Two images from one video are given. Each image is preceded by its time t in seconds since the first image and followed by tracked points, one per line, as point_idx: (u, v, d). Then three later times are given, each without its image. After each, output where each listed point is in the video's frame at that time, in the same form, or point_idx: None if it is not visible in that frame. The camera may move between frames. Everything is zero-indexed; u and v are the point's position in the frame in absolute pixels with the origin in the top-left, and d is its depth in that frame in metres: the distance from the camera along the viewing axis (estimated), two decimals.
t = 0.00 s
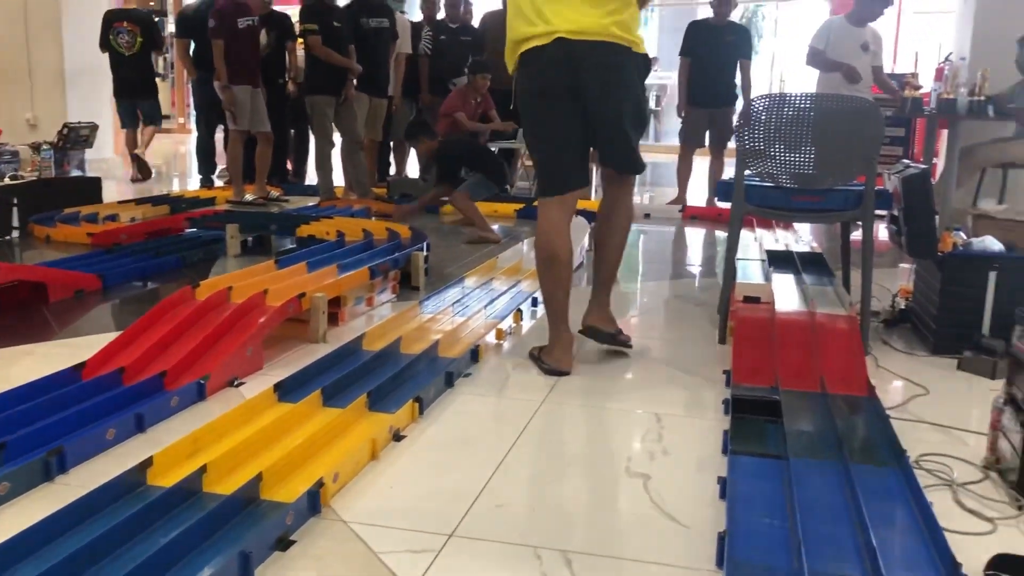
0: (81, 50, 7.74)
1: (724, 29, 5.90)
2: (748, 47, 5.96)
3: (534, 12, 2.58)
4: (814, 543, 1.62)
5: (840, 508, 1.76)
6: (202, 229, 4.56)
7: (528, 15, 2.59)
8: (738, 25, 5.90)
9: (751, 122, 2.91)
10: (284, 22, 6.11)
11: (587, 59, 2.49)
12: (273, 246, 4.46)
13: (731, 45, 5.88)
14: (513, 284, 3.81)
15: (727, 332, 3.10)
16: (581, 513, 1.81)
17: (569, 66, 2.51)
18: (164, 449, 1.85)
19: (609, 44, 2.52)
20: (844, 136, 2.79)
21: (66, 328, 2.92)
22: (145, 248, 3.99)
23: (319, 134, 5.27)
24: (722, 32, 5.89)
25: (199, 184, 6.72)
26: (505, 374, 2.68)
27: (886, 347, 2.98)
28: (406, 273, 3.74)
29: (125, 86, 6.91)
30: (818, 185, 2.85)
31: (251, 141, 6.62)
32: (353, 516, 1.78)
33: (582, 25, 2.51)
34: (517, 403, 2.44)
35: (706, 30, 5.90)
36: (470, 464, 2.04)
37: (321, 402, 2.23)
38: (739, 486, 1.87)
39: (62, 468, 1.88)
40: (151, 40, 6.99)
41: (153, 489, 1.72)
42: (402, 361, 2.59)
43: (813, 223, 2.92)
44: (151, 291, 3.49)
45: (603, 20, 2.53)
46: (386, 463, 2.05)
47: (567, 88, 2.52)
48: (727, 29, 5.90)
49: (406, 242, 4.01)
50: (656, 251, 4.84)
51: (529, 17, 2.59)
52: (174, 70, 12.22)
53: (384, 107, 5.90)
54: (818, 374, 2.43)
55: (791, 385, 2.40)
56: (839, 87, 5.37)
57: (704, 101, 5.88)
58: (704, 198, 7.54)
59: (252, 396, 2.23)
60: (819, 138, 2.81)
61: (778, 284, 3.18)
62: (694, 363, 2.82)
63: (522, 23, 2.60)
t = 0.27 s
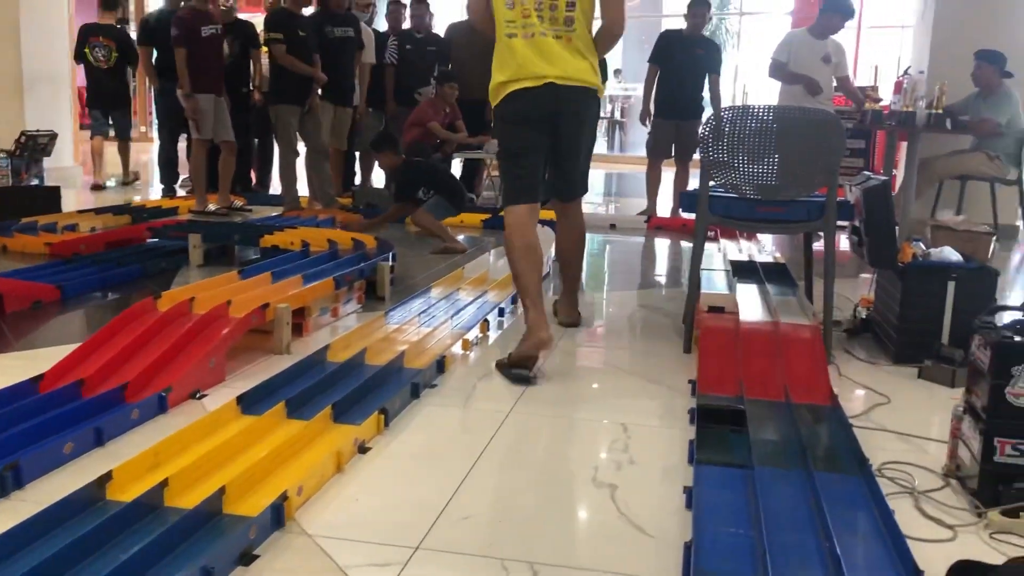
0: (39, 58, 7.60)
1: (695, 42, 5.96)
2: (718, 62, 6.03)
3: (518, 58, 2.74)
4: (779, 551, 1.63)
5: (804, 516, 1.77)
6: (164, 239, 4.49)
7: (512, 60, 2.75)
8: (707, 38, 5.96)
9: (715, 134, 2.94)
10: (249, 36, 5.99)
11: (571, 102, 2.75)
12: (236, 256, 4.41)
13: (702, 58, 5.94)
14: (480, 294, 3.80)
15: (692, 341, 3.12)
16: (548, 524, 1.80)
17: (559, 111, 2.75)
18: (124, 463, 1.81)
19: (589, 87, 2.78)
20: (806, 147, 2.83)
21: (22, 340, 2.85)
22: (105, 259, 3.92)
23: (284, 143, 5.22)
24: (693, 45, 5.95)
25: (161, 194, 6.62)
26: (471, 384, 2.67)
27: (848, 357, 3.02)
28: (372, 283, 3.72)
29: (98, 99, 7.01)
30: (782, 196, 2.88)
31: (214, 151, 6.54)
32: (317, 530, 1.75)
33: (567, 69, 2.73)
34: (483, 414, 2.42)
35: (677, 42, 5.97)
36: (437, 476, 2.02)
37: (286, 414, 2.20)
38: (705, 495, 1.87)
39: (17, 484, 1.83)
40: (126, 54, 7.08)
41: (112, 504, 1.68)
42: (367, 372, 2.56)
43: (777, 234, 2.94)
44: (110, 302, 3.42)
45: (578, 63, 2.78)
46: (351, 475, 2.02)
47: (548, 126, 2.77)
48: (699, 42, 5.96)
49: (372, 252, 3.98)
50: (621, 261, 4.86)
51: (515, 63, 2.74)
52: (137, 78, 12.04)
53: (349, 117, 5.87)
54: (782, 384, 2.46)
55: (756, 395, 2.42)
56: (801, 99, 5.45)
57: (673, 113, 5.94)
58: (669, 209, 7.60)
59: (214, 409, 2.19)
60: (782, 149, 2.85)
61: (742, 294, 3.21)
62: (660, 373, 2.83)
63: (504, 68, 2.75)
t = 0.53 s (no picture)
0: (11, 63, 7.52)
1: (676, 52, 6.01)
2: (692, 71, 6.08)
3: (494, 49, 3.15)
4: (756, 557, 1.63)
5: (781, 523, 1.78)
6: (138, 246, 4.44)
7: (488, 50, 3.17)
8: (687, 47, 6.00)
9: (691, 142, 2.95)
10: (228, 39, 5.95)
11: (539, 93, 3.12)
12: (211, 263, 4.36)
13: (681, 68, 6.00)
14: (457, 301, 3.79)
15: (670, 348, 3.13)
16: (526, 532, 1.79)
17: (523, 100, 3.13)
18: (96, 472, 1.78)
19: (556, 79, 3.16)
20: (781, 156, 2.85)
21: None
22: (78, 265, 3.87)
23: (260, 150, 5.19)
24: (674, 54, 6.00)
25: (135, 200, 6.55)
26: (449, 392, 2.66)
27: (823, 364, 3.04)
28: (348, 290, 3.70)
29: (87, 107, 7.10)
30: (757, 204, 2.91)
31: (190, 157, 6.49)
32: (293, 540, 1.74)
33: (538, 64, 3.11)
34: (460, 422, 2.41)
35: (659, 49, 6.01)
36: (413, 484, 2.01)
37: (261, 422, 2.18)
38: (683, 502, 1.87)
39: None
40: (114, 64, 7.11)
41: (84, 514, 1.66)
42: (344, 380, 2.55)
43: (753, 242, 2.97)
44: (83, 309, 3.37)
45: (550, 57, 3.14)
46: (327, 484, 2.00)
47: (513, 110, 3.17)
48: (680, 52, 6.01)
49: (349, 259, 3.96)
50: (599, 269, 4.87)
51: (490, 52, 3.16)
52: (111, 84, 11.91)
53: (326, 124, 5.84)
54: (758, 391, 2.47)
55: (732, 402, 2.43)
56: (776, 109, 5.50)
57: (649, 122, 5.96)
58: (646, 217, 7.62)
59: (188, 418, 2.17)
60: (757, 158, 2.87)
61: (719, 301, 3.22)
62: (638, 381, 2.83)
63: (481, 56, 3.17)
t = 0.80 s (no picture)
0: None
1: (661, 56, 6.03)
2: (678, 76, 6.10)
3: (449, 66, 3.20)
4: (740, 560, 1.63)
5: (764, 525, 1.78)
6: (120, 247, 4.40)
7: (444, 68, 3.22)
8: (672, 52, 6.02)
9: (676, 146, 2.96)
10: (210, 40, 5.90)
11: (497, 110, 3.17)
12: (194, 265, 4.33)
13: (666, 73, 6.02)
14: (442, 304, 3.77)
15: (654, 351, 3.14)
16: (510, 535, 1.79)
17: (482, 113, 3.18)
18: (77, 475, 1.76)
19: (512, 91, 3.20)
20: (765, 160, 2.87)
21: None
22: (59, 267, 3.83)
23: (244, 152, 5.16)
24: (660, 59, 6.03)
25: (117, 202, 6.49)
26: (434, 395, 2.65)
27: (806, 367, 3.06)
28: (332, 293, 3.68)
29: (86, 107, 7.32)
30: (741, 207, 2.92)
31: (173, 159, 6.45)
32: (276, 544, 1.72)
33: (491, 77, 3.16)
34: (444, 425, 2.41)
35: (643, 55, 6.04)
36: (397, 488, 2.00)
37: (244, 426, 2.16)
38: (667, 505, 1.88)
39: None
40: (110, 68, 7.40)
41: (64, 519, 1.64)
42: (328, 383, 2.53)
43: (737, 245, 2.98)
44: (64, 312, 3.34)
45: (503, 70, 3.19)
46: (310, 488, 1.99)
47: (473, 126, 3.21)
48: (665, 57, 6.03)
49: (333, 262, 3.94)
50: (583, 272, 4.87)
51: (446, 70, 3.21)
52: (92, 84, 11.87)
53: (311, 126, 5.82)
54: (742, 394, 2.48)
55: (715, 405, 2.43)
56: (760, 113, 5.53)
57: (633, 127, 5.98)
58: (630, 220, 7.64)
59: (170, 421, 2.15)
60: (740, 162, 2.89)
61: (703, 304, 3.23)
62: (622, 383, 2.84)
63: (439, 73, 3.23)
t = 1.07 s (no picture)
0: None
1: (646, 56, 6.04)
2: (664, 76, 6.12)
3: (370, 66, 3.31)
4: (726, 559, 1.64)
5: (750, 525, 1.79)
6: (104, 247, 4.37)
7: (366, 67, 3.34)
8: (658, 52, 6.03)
9: (663, 146, 2.96)
10: (193, 35, 5.89)
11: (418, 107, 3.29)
12: (179, 265, 4.31)
13: (651, 73, 6.01)
14: (428, 304, 3.77)
15: (640, 351, 3.14)
16: (497, 535, 1.79)
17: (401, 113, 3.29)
18: (60, 476, 1.75)
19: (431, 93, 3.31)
20: (751, 161, 2.87)
21: None
22: (42, 266, 3.79)
23: (229, 151, 5.14)
24: (644, 59, 6.02)
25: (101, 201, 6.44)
26: (420, 395, 2.65)
27: (791, 366, 3.07)
28: (318, 293, 3.67)
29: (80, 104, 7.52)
30: (727, 208, 2.93)
31: (158, 157, 6.40)
32: (261, 544, 1.71)
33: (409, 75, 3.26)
34: (431, 425, 2.40)
35: (630, 55, 6.04)
36: (384, 488, 1.99)
37: (229, 426, 2.15)
38: (653, 505, 1.88)
39: None
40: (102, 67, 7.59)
41: (47, 520, 1.62)
42: (314, 383, 2.52)
43: (724, 245, 2.99)
44: (48, 311, 3.31)
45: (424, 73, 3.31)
46: (295, 488, 1.98)
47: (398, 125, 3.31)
48: (650, 57, 6.04)
49: (319, 261, 3.93)
50: (570, 272, 4.87)
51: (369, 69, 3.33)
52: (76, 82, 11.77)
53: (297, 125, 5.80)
54: (728, 393, 2.49)
55: (701, 404, 2.44)
56: (746, 114, 5.56)
57: (619, 126, 5.99)
58: (617, 220, 7.65)
59: (155, 421, 2.13)
60: (727, 163, 2.89)
61: (689, 304, 3.24)
62: (609, 383, 2.84)
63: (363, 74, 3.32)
